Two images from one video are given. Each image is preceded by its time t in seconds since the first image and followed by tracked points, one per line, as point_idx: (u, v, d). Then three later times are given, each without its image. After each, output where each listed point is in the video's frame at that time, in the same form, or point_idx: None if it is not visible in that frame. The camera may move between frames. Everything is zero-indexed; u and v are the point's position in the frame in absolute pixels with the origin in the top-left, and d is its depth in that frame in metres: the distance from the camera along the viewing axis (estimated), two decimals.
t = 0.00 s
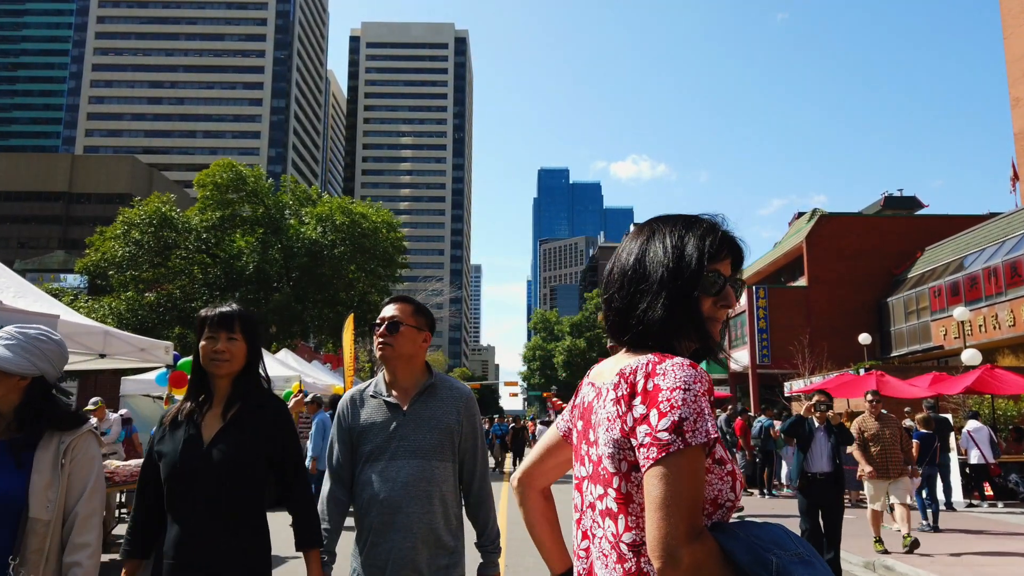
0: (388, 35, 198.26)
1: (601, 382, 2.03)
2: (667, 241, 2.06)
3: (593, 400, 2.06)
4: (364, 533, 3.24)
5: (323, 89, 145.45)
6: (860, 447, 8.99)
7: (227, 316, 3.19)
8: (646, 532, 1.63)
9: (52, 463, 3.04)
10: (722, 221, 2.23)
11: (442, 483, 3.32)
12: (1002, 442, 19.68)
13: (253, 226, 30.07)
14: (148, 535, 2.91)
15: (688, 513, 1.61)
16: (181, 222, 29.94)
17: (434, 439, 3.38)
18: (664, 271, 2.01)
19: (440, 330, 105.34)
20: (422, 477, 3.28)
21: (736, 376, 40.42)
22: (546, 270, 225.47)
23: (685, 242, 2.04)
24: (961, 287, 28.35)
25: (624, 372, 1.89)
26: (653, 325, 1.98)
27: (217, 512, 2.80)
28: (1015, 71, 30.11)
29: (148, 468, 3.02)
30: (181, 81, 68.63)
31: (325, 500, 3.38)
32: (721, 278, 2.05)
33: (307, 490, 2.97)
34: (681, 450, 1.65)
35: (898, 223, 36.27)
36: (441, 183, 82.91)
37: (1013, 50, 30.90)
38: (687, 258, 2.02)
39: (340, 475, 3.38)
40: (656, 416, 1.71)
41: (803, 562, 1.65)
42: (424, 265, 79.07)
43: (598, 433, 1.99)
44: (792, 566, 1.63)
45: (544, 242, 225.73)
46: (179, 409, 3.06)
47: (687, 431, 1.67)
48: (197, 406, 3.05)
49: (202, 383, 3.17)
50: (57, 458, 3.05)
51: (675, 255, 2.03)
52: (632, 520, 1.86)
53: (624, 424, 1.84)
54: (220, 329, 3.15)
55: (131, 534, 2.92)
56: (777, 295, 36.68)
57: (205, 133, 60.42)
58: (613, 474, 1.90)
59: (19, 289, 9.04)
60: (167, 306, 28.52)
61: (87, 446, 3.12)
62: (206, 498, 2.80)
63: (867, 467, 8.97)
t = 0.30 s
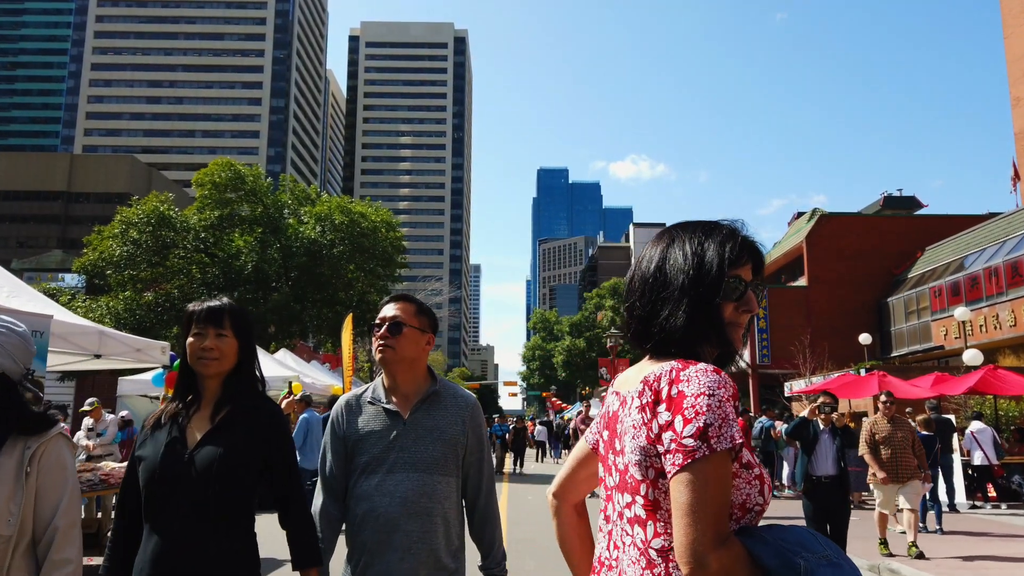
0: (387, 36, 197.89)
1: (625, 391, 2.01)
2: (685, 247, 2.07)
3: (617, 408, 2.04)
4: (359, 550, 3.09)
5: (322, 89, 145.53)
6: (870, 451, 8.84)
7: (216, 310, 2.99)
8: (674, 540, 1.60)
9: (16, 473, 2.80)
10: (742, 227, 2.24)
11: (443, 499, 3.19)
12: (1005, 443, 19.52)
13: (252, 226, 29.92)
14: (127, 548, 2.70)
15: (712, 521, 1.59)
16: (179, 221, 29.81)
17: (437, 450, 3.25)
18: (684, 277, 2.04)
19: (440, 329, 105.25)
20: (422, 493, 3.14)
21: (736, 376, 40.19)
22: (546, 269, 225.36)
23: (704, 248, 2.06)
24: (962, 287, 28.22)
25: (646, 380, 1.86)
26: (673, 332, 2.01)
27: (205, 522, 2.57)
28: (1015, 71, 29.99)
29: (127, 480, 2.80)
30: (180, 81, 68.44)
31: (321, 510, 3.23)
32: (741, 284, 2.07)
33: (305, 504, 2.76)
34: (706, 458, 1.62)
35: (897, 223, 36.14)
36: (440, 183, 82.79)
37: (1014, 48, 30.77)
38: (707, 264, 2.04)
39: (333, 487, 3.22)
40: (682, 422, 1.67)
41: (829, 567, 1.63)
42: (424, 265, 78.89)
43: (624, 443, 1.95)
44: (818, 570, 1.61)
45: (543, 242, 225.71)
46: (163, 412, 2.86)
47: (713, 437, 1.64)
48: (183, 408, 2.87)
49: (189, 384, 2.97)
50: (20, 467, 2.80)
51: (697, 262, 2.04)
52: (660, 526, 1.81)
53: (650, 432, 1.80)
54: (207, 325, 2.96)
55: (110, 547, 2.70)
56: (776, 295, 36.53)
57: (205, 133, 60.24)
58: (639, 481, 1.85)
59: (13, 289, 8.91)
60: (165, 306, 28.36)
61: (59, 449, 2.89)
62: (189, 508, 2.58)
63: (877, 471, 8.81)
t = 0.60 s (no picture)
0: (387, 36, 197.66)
1: (640, 396, 2.02)
2: (695, 248, 2.03)
3: (635, 413, 2.04)
4: (353, 556, 2.99)
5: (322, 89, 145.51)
6: (878, 449, 8.74)
7: (202, 300, 2.88)
8: (691, 539, 1.61)
9: None
10: (751, 225, 2.20)
11: (444, 504, 3.09)
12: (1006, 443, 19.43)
13: (251, 225, 29.81)
14: (104, 553, 2.59)
15: (732, 515, 1.59)
16: (178, 221, 29.71)
17: (439, 454, 3.14)
18: (693, 279, 1.99)
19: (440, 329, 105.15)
20: (422, 500, 3.04)
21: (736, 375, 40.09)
22: (545, 269, 225.32)
23: (715, 246, 2.02)
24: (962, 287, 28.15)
25: (660, 382, 1.87)
26: (685, 333, 1.96)
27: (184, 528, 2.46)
28: (1015, 70, 29.90)
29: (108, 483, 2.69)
30: (179, 80, 68.33)
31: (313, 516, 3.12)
32: (751, 284, 2.02)
33: (295, 510, 2.65)
34: (722, 456, 1.63)
35: (897, 223, 36.05)
36: (440, 183, 82.68)
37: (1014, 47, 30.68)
38: (717, 264, 1.99)
39: (324, 494, 3.12)
40: (698, 423, 1.68)
41: (847, 561, 1.64)
42: (424, 265, 78.78)
43: (640, 448, 1.97)
44: (837, 566, 1.62)
45: (543, 242, 225.72)
46: (145, 409, 2.75)
47: (728, 437, 1.64)
48: (167, 405, 2.77)
49: (176, 379, 2.87)
50: None
51: (705, 262, 2.00)
52: (679, 527, 1.83)
53: (665, 432, 1.82)
54: (193, 316, 2.85)
55: (84, 555, 2.60)
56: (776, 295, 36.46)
57: (204, 133, 60.08)
58: (657, 483, 1.87)
59: (7, 288, 8.79)
60: (164, 306, 28.25)
61: (23, 463, 2.72)
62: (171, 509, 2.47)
63: (886, 470, 8.70)
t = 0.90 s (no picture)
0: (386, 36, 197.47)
1: (655, 397, 1.96)
2: (709, 245, 1.98)
3: (650, 414, 1.98)
4: (345, 561, 2.87)
5: (322, 89, 145.27)
6: (885, 449, 8.63)
7: (177, 286, 2.74)
8: (713, 541, 1.56)
9: None
10: (766, 221, 2.13)
11: (446, 507, 2.97)
12: (1007, 443, 19.31)
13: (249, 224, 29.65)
14: (77, 556, 2.49)
15: (754, 517, 1.54)
16: (175, 221, 29.58)
17: (440, 453, 3.02)
18: (708, 278, 1.94)
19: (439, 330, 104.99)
20: (422, 504, 2.92)
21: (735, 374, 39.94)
22: (545, 269, 225.34)
23: (729, 243, 1.96)
24: (962, 286, 28.03)
25: (677, 380, 1.80)
26: (701, 331, 1.90)
27: (164, 527, 2.34)
28: (1015, 71, 29.81)
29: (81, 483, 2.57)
30: (178, 80, 68.18)
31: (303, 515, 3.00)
32: (769, 280, 1.96)
33: (284, 509, 2.54)
34: (743, 456, 1.58)
35: (897, 223, 35.95)
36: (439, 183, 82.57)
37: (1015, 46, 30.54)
38: (731, 261, 1.93)
39: (313, 494, 2.99)
40: (718, 421, 1.62)
41: (875, 562, 1.60)
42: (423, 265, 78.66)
43: (658, 448, 1.91)
44: (865, 565, 1.59)
45: (542, 242, 225.74)
46: (120, 404, 2.64)
47: (749, 434, 1.59)
48: (144, 400, 2.65)
49: (153, 372, 2.75)
50: None
51: (721, 260, 1.93)
52: (700, 530, 1.78)
53: (685, 432, 1.74)
54: (166, 304, 2.72)
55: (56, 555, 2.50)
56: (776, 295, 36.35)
57: (203, 133, 59.90)
58: (676, 485, 1.81)
59: None
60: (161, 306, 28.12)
61: None
62: (149, 509, 2.36)
63: (894, 471, 8.58)
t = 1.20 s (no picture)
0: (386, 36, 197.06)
1: (673, 391, 1.92)
2: (725, 240, 1.95)
3: (669, 411, 1.95)
4: (330, 563, 2.75)
5: (321, 90, 144.81)
6: (892, 446, 8.54)
7: (137, 267, 2.62)
8: (737, 536, 1.54)
9: None
10: (781, 214, 2.11)
11: (439, 507, 2.85)
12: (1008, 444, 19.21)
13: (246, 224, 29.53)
14: (33, 555, 2.38)
15: (778, 513, 1.52)
16: (172, 220, 29.48)
17: (433, 449, 2.91)
18: (724, 272, 1.91)
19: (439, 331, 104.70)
20: (415, 503, 2.81)
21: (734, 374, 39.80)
22: (545, 270, 225.17)
23: (746, 240, 1.94)
24: (962, 286, 27.92)
25: (696, 375, 1.78)
26: (717, 327, 1.87)
27: (131, 527, 2.23)
28: (1015, 70, 29.69)
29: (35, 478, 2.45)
30: (176, 81, 67.96)
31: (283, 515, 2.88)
32: (786, 274, 1.93)
33: (264, 506, 2.43)
34: (766, 449, 1.55)
35: (896, 223, 35.84)
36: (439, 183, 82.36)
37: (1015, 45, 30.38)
38: (749, 257, 1.91)
39: (293, 492, 2.88)
40: (737, 415, 1.61)
41: (905, 558, 1.58)
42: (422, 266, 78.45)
43: (676, 443, 1.87)
44: (893, 561, 1.58)
45: (542, 242, 225.59)
46: (82, 397, 2.54)
47: (771, 428, 1.56)
48: (107, 394, 2.54)
49: (116, 362, 2.64)
50: None
51: (736, 257, 1.91)
52: (722, 528, 1.74)
53: (704, 428, 1.71)
54: (128, 287, 2.60)
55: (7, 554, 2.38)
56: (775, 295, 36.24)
57: (201, 133, 59.64)
58: (696, 479, 1.78)
59: None
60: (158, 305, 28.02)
61: None
62: (113, 507, 2.24)
63: (901, 469, 8.44)
